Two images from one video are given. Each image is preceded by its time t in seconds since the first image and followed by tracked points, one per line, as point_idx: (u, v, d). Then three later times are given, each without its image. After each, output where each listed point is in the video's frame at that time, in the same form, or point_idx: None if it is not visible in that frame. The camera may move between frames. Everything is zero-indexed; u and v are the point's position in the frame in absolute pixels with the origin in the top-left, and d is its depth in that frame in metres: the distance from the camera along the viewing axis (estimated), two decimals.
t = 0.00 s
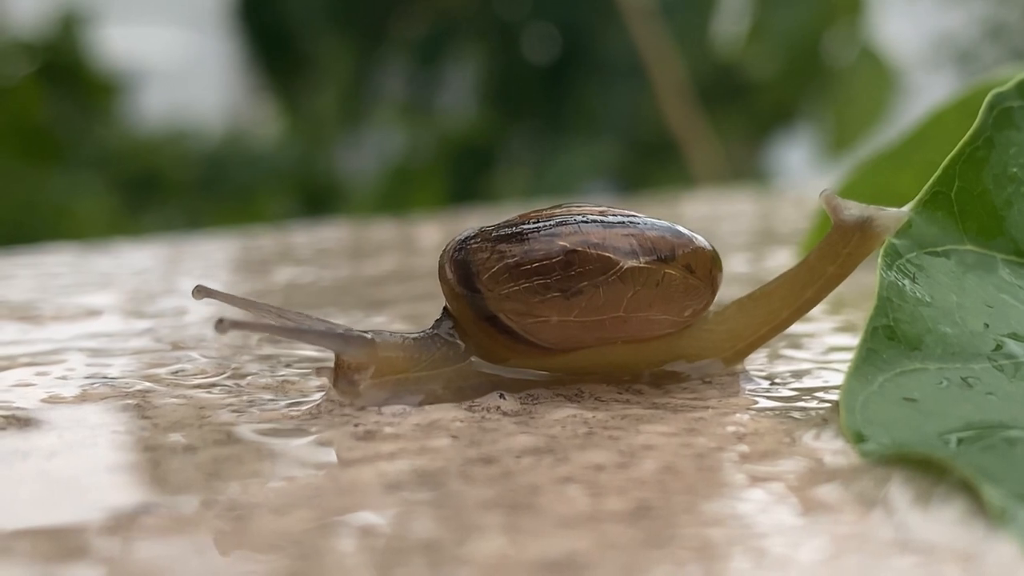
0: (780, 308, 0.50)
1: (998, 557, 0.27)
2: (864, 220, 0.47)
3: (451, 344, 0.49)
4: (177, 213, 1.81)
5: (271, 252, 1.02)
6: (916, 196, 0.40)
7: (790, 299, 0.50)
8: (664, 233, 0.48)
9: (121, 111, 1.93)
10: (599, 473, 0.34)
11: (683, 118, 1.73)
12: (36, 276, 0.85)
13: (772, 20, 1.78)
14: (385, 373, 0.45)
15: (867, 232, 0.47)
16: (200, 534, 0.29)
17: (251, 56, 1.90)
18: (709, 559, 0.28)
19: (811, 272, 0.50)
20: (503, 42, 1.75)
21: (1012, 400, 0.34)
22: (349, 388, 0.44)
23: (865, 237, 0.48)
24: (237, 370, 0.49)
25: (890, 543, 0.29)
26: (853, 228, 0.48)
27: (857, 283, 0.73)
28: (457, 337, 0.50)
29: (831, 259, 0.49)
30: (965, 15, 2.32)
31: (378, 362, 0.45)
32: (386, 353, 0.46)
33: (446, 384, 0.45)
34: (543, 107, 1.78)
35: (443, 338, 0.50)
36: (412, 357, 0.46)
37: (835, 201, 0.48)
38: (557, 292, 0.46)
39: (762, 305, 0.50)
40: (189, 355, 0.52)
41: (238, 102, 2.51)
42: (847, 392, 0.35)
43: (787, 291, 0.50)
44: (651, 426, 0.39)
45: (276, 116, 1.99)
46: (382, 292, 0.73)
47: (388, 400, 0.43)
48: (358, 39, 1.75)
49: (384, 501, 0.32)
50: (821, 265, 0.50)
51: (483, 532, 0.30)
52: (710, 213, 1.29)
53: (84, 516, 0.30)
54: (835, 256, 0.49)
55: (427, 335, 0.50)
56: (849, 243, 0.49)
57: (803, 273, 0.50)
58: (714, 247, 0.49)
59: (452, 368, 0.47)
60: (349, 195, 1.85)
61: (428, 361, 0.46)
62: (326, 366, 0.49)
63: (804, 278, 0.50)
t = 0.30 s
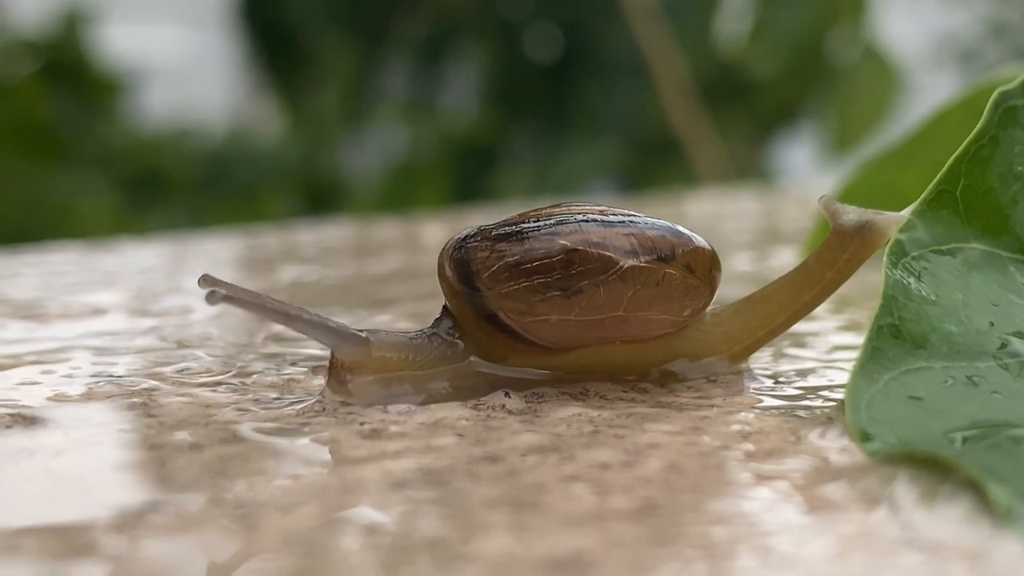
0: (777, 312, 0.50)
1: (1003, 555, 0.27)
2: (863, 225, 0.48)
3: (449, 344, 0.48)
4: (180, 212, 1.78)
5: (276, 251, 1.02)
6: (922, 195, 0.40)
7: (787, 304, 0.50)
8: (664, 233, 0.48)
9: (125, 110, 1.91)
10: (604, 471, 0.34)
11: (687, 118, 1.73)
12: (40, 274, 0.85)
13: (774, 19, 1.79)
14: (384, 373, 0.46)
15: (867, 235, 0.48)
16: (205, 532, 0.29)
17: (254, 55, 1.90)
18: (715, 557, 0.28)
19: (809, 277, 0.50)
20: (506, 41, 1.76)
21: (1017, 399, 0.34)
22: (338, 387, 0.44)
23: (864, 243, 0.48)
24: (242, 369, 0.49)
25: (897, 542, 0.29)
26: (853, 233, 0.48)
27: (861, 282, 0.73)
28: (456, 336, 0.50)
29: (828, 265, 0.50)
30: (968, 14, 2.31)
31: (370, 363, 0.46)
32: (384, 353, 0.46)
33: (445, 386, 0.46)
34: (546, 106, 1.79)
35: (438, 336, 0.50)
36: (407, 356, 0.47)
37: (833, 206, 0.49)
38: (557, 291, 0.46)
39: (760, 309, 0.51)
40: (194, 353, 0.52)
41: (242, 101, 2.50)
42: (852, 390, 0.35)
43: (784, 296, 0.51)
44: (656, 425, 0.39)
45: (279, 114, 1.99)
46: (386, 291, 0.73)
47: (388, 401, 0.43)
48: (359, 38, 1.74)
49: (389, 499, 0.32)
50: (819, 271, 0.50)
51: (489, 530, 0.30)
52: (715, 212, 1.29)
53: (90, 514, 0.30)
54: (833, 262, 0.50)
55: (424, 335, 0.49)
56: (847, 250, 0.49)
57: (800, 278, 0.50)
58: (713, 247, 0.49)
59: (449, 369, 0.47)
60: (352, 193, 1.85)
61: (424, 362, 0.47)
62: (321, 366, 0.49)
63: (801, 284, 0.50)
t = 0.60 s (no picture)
0: (774, 315, 0.51)
1: (1009, 554, 0.27)
2: (863, 229, 0.48)
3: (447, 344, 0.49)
4: (183, 211, 1.75)
5: (279, 250, 1.02)
6: (928, 192, 0.40)
7: (783, 307, 0.50)
8: (663, 232, 0.48)
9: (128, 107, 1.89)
10: (609, 470, 0.34)
11: (690, 117, 1.73)
12: (44, 273, 0.84)
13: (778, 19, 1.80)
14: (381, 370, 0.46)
15: (867, 240, 0.48)
16: (211, 530, 0.29)
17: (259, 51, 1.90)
18: (721, 556, 0.28)
19: (805, 283, 0.50)
20: (509, 39, 1.77)
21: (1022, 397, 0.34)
22: (332, 386, 0.44)
23: (863, 249, 0.48)
24: (246, 367, 0.49)
25: (902, 540, 0.29)
26: (853, 237, 0.48)
27: (865, 281, 0.73)
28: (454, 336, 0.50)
29: (826, 271, 0.50)
30: (969, 14, 2.31)
31: (367, 362, 0.46)
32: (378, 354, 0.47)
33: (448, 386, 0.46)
34: (549, 104, 1.79)
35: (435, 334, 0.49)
36: (403, 355, 0.47)
37: (833, 212, 0.49)
38: (557, 289, 0.46)
39: (756, 312, 0.51)
40: (198, 352, 0.52)
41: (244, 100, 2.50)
42: (857, 388, 0.35)
43: (781, 299, 0.51)
44: (662, 423, 0.39)
45: (282, 113, 1.99)
46: (390, 290, 0.73)
47: (389, 401, 0.43)
48: (364, 36, 1.77)
49: (395, 497, 0.32)
50: (816, 276, 0.50)
51: (495, 528, 0.30)
52: (719, 211, 1.29)
53: (96, 513, 0.30)
54: (830, 268, 0.50)
55: (421, 334, 0.49)
56: (845, 255, 0.49)
57: (797, 283, 0.50)
58: (711, 247, 0.50)
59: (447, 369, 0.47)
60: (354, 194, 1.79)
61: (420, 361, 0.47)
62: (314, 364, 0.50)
63: (797, 288, 0.50)
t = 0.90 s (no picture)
0: (766, 319, 0.51)
1: (1013, 553, 0.27)
2: (857, 235, 0.48)
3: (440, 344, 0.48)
4: (185, 210, 1.75)
5: (282, 248, 1.02)
6: (931, 190, 0.40)
7: (776, 312, 0.51)
8: (659, 230, 0.48)
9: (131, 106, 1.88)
10: (613, 469, 0.34)
11: (693, 116, 1.72)
12: (47, 271, 0.85)
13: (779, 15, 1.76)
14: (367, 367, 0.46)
15: (861, 247, 0.48)
16: (214, 529, 0.29)
17: (262, 50, 1.90)
18: (724, 555, 0.28)
19: (798, 287, 0.51)
20: (512, 37, 1.77)
21: None
22: (325, 383, 0.45)
23: (855, 255, 0.49)
24: (249, 366, 0.49)
25: (905, 539, 0.29)
26: (847, 244, 0.49)
27: (867, 280, 0.73)
28: (448, 335, 0.50)
29: (819, 276, 0.50)
30: (973, 12, 2.31)
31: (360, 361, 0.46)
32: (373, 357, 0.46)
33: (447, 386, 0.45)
34: (551, 103, 1.79)
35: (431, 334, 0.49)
36: (396, 354, 0.47)
37: (827, 217, 0.48)
38: (553, 287, 0.46)
39: (749, 315, 0.51)
40: (201, 350, 0.52)
41: (246, 99, 2.49)
42: (861, 387, 0.35)
43: (773, 303, 0.51)
44: (665, 422, 0.39)
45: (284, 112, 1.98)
46: (393, 289, 0.73)
47: (392, 399, 0.43)
48: (366, 36, 1.77)
49: (397, 495, 0.32)
50: (809, 281, 0.51)
51: (498, 527, 0.29)
52: (721, 209, 1.29)
53: (99, 511, 0.30)
54: (823, 272, 0.50)
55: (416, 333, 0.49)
56: (839, 260, 0.49)
57: (789, 287, 0.51)
58: (706, 246, 0.49)
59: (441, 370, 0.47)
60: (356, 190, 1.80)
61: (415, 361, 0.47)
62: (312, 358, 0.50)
63: (790, 292, 0.51)
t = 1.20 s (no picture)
0: (758, 322, 0.50)
1: (1015, 552, 0.27)
2: (848, 240, 0.49)
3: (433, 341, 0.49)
4: (186, 207, 1.73)
5: (284, 246, 1.02)
6: (934, 189, 0.40)
7: (768, 315, 0.50)
8: (654, 228, 0.48)
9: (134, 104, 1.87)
10: (616, 468, 0.34)
11: (695, 116, 1.73)
12: (49, 270, 0.84)
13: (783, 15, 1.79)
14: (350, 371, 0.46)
15: (853, 251, 0.50)
16: (216, 527, 0.29)
17: (263, 49, 1.90)
18: (726, 553, 0.28)
19: (788, 292, 0.50)
20: (515, 36, 1.77)
21: None
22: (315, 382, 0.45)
23: (843, 262, 0.50)
24: (251, 364, 0.49)
25: (909, 538, 0.29)
26: (837, 249, 0.50)
27: (870, 278, 0.73)
28: (443, 334, 0.50)
29: (808, 280, 0.50)
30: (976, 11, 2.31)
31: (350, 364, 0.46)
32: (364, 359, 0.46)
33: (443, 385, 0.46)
34: (554, 101, 1.80)
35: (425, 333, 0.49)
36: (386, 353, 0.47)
37: (819, 222, 0.49)
38: (549, 286, 0.46)
39: (742, 318, 0.50)
40: (204, 349, 0.52)
41: (248, 98, 2.49)
42: (864, 385, 0.35)
43: (764, 307, 0.50)
44: (668, 421, 0.39)
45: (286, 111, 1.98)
46: (395, 287, 0.73)
47: (394, 398, 0.43)
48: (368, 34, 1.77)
49: (400, 494, 0.32)
50: (799, 286, 0.51)
51: (500, 526, 0.29)
52: (723, 208, 1.29)
53: (102, 509, 0.30)
54: (814, 277, 0.50)
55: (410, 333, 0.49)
56: (828, 266, 0.50)
57: (780, 291, 0.51)
58: (702, 244, 0.49)
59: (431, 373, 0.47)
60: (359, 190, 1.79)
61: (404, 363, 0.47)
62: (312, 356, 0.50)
63: (781, 296, 0.51)
